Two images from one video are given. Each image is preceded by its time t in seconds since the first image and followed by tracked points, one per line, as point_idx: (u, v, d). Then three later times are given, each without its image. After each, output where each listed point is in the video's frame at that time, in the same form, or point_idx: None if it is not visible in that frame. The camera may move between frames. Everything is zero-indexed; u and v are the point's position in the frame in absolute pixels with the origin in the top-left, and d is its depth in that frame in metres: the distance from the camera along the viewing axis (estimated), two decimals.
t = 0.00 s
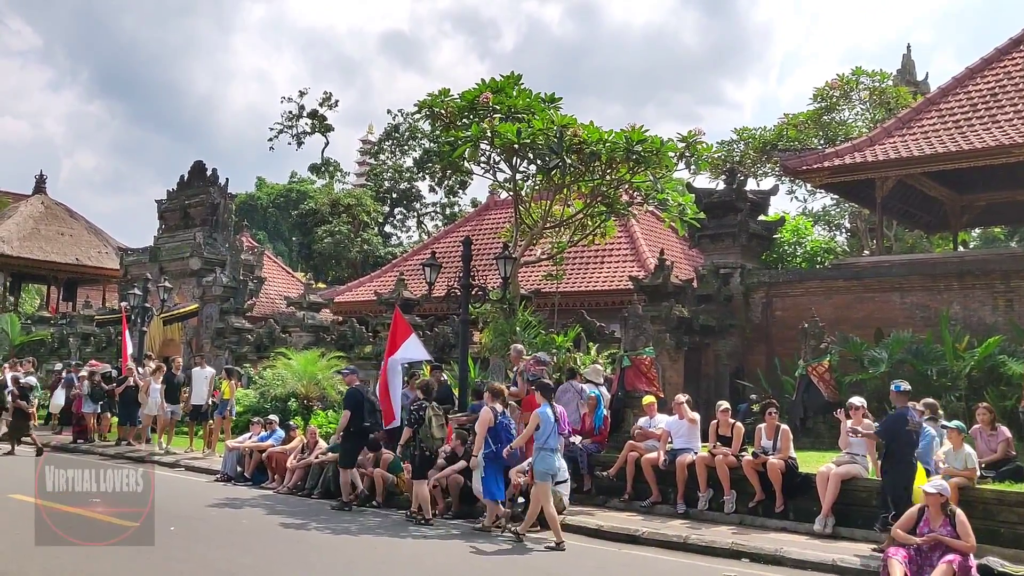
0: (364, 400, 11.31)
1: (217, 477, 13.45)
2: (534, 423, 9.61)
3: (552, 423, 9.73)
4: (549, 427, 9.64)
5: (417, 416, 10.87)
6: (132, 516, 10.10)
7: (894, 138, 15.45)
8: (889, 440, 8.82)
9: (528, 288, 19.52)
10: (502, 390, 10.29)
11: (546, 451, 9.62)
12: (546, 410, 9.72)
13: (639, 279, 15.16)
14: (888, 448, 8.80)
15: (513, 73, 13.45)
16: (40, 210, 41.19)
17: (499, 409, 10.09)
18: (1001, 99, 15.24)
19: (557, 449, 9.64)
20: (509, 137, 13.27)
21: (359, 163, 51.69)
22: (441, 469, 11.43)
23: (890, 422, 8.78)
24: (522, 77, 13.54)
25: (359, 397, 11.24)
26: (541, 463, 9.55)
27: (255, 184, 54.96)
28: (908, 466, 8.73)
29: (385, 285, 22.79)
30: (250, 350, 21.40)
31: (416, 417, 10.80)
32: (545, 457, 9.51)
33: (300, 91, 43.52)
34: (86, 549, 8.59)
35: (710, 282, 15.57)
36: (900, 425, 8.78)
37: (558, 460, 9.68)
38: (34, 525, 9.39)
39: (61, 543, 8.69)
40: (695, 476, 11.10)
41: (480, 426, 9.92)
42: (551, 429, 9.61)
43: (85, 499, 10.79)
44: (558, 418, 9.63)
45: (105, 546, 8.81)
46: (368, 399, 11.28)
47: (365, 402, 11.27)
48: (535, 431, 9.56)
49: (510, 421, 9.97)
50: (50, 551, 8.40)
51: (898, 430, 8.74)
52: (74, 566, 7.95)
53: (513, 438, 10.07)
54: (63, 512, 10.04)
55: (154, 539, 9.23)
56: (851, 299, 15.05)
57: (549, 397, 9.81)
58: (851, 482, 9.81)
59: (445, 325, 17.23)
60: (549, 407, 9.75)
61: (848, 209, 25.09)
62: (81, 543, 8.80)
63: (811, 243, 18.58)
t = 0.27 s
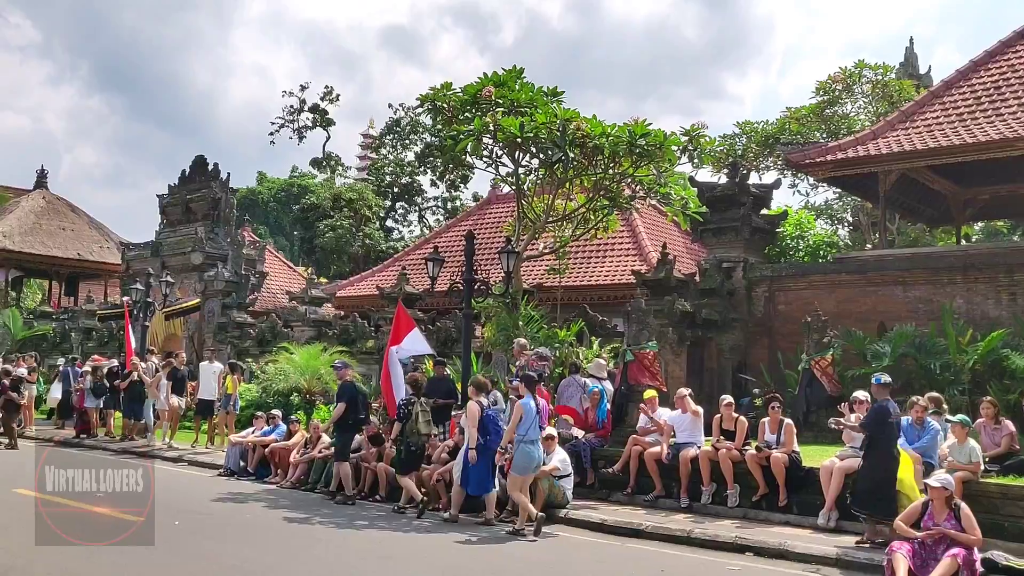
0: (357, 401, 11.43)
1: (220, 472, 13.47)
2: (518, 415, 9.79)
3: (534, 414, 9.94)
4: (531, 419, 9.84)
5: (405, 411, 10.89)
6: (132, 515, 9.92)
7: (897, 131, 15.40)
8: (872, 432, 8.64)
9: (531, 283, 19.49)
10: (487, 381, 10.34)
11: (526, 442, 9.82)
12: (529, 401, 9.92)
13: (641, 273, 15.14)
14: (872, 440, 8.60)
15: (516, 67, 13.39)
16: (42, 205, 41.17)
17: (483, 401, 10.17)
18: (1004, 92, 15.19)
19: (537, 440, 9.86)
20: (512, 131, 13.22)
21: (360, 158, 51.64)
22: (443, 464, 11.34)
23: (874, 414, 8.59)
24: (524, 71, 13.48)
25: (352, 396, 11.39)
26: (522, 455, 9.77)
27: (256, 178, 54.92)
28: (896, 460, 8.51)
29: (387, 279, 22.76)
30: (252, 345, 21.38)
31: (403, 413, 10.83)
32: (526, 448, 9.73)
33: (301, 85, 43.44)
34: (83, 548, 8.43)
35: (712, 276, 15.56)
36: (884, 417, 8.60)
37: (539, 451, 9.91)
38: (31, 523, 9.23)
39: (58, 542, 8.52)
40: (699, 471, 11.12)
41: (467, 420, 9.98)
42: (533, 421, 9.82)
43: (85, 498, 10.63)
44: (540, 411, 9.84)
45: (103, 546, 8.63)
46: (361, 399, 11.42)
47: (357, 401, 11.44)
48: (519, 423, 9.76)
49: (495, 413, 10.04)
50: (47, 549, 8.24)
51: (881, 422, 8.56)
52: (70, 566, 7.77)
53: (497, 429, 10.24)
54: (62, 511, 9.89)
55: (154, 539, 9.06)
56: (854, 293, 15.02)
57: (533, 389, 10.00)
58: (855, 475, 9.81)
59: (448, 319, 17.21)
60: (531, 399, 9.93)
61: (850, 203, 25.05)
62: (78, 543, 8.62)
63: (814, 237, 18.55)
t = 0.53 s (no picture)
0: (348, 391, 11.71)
1: (223, 463, 13.49)
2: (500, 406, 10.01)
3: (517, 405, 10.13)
4: (515, 411, 10.06)
5: (396, 401, 10.97)
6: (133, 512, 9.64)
7: (901, 123, 15.35)
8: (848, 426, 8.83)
9: (534, 275, 19.48)
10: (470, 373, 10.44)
11: (511, 433, 10.06)
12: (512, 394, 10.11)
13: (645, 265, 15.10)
14: (848, 436, 8.80)
15: (519, 58, 13.35)
16: (46, 197, 41.20)
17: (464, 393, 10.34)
18: (1010, 83, 15.13)
19: (521, 431, 10.07)
20: (516, 123, 13.19)
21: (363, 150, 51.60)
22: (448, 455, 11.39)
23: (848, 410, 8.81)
24: (527, 62, 13.43)
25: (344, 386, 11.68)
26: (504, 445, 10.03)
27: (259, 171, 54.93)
28: (872, 453, 8.62)
29: (390, 271, 22.76)
30: (256, 337, 21.39)
31: (394, 404, 10.82)
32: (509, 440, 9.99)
33: (304, 77, 43.38)
34: (82, 548, 8.16)
35: (716, 269, 15.53)
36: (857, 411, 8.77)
37: (524, 440, 10.14)
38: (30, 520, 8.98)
39: (55, 541, 8.25)
40: (703, 463, 11.13)
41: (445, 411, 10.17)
42: (517, 412, 10.03)
43: (84, 494, 10.38)
44: (523, 403, 10.01)
45: (103, 545, 8.34)
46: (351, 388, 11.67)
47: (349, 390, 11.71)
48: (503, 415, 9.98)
49: (475, 405, 10.20)
50: (44, 550, 7.97)
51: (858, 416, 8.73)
52: (67, 567, 7.50)
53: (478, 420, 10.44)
54: (61, 508, 9.62)
55: (155, 537, 8.78)
56: (858, 285, 15.00)
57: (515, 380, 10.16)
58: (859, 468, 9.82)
59: (451, 311, 17.20)
60: (513, 390, 10.08)
61: (854, 195, 25.00)
62: (76, 542, 8.34)
63: (817, 229, 18.52)
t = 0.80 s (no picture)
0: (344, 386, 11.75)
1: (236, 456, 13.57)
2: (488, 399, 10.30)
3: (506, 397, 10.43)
4: (502, 402, 10.36)
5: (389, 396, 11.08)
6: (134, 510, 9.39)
7: (915, 116, 15.25)
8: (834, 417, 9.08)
9: (545, 268, 19.47)
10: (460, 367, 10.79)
11: (499, 423, 10.39)
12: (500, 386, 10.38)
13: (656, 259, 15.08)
14: (834, 426, 9.08)
15: (531, 52, 13.31)
16: (59, 190, 41.41)
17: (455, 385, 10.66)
18: None
19: (508, 422, 10.41)
20: (527, 116, 13.17)
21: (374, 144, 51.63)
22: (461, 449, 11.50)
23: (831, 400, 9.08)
24: (538, 55, 13.40)
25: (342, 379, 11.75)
26: (494, 436, 10.37)
27: (270, 164, 55.06)
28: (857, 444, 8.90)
29: (402, 265, 22.78)
30: (268, 330, 21.46)
31: (390, 398, 10.99)
32: (498, 430, 10.33)
33: (315, 70, 43.40)
34: (82, 548, 7.94)
35: (728, 262, 15.48)
36: (840, 402, 8.99)
37: (510, 430, 10.49)
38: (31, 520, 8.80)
39: (53, 542, 8.05)
40: (715, 457, 11.12)
41: (436, 401, 10.45)
42: (504, 404, 10.34)
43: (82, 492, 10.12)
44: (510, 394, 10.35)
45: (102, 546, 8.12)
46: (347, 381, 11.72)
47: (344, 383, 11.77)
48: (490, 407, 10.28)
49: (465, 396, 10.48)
50: (43, 550, 7.77)
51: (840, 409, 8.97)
52: (64, 568, 7.31)
53: (468, 411, 10.74)
54: (60, 507, 9.35)
55: (157, 536, 8.56)
56: (871, 279, 14.94)
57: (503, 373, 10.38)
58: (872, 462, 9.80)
59: (462, 305, 17.21)
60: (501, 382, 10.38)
61: (867, 188, 24.88)
62: (74, 543, 8.13)
63: (830, 222, 18.45)
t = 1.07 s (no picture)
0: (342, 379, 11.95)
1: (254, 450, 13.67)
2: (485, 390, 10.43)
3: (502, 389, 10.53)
4: (499, 394, 10.49)
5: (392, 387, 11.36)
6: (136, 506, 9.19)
7: (935, 110, 15.11)
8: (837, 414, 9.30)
9: (562, 263, 19.46)
10: (460, 361, 10.96)
11: (496, 415, 10.49)
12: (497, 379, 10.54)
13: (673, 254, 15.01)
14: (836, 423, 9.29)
15: (547, 46, 13.27)
16: (79, 185, 41.74)
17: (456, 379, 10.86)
18: None
19: (506, 414, 10.50)
20: (544, 111, 13.15)
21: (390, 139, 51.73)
22: (477, 443, 11.60)
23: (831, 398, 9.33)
24: (555, 50, 13.35)
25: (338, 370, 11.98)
26: (492, 427, 10.44)
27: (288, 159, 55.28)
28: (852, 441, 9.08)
29: (418, 260, 22.82)
30: (286, 325, 21.55)
31: (391, 389, 11.20)
32: (495, 421, 10.42)
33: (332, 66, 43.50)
34: (81, 549, 7.74)
35: (745, 258, 15.41)
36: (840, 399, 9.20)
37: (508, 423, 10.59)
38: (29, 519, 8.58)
39: (51, 542, 7.84)
40: (732, 453, 11.09)
41: (435, 394, 10.59)
42: (500, 396, 10.45)
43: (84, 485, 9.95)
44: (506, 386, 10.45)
45: (101, 546, 7.91)
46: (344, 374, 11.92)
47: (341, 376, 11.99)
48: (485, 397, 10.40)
49: (465, 389, 10.64)
50: (49, 549, 7.65)
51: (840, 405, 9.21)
52: (66, 569, 7.13)
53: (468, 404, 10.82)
54: (60, 504, 9.14)
55: (158, 535, 8.33)
56: (889, 275, 14.83)
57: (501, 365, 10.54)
58: (891, 459, 9.75)
59: (478, 300, 17.22)
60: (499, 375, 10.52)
61: (886, 183, 24.69)
62: (71, 543, 7.91)
63: (848, 218, 18.33)
